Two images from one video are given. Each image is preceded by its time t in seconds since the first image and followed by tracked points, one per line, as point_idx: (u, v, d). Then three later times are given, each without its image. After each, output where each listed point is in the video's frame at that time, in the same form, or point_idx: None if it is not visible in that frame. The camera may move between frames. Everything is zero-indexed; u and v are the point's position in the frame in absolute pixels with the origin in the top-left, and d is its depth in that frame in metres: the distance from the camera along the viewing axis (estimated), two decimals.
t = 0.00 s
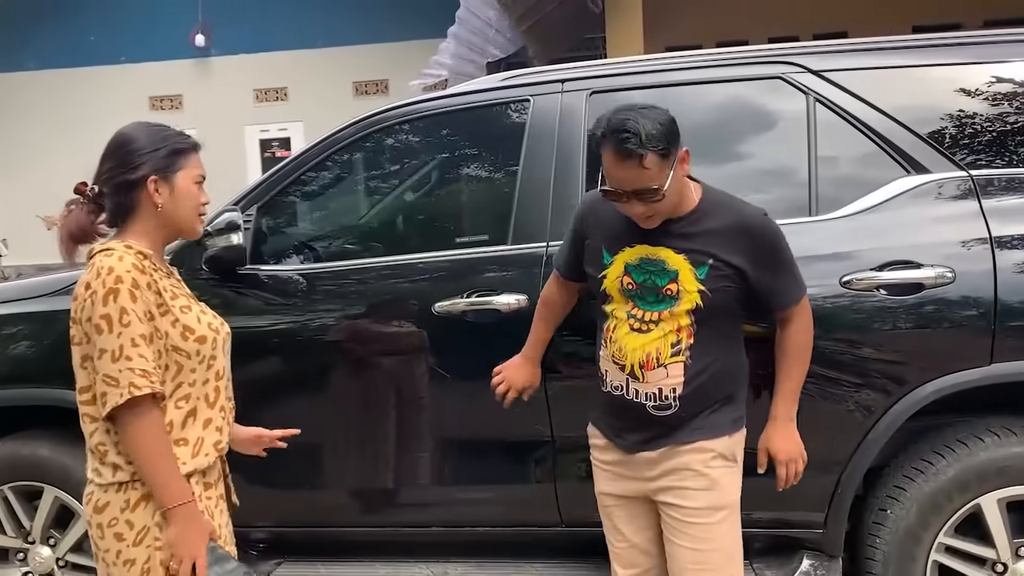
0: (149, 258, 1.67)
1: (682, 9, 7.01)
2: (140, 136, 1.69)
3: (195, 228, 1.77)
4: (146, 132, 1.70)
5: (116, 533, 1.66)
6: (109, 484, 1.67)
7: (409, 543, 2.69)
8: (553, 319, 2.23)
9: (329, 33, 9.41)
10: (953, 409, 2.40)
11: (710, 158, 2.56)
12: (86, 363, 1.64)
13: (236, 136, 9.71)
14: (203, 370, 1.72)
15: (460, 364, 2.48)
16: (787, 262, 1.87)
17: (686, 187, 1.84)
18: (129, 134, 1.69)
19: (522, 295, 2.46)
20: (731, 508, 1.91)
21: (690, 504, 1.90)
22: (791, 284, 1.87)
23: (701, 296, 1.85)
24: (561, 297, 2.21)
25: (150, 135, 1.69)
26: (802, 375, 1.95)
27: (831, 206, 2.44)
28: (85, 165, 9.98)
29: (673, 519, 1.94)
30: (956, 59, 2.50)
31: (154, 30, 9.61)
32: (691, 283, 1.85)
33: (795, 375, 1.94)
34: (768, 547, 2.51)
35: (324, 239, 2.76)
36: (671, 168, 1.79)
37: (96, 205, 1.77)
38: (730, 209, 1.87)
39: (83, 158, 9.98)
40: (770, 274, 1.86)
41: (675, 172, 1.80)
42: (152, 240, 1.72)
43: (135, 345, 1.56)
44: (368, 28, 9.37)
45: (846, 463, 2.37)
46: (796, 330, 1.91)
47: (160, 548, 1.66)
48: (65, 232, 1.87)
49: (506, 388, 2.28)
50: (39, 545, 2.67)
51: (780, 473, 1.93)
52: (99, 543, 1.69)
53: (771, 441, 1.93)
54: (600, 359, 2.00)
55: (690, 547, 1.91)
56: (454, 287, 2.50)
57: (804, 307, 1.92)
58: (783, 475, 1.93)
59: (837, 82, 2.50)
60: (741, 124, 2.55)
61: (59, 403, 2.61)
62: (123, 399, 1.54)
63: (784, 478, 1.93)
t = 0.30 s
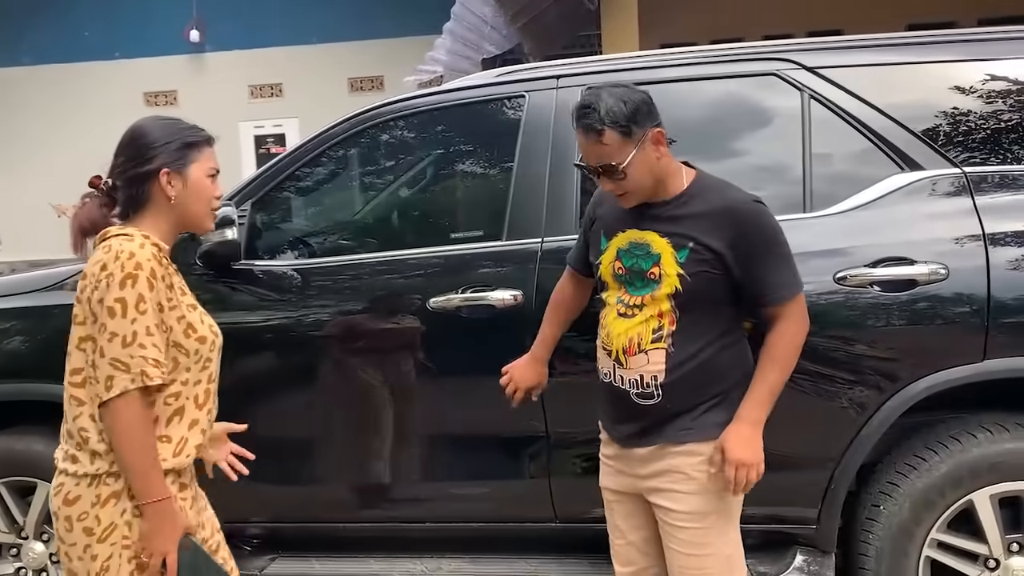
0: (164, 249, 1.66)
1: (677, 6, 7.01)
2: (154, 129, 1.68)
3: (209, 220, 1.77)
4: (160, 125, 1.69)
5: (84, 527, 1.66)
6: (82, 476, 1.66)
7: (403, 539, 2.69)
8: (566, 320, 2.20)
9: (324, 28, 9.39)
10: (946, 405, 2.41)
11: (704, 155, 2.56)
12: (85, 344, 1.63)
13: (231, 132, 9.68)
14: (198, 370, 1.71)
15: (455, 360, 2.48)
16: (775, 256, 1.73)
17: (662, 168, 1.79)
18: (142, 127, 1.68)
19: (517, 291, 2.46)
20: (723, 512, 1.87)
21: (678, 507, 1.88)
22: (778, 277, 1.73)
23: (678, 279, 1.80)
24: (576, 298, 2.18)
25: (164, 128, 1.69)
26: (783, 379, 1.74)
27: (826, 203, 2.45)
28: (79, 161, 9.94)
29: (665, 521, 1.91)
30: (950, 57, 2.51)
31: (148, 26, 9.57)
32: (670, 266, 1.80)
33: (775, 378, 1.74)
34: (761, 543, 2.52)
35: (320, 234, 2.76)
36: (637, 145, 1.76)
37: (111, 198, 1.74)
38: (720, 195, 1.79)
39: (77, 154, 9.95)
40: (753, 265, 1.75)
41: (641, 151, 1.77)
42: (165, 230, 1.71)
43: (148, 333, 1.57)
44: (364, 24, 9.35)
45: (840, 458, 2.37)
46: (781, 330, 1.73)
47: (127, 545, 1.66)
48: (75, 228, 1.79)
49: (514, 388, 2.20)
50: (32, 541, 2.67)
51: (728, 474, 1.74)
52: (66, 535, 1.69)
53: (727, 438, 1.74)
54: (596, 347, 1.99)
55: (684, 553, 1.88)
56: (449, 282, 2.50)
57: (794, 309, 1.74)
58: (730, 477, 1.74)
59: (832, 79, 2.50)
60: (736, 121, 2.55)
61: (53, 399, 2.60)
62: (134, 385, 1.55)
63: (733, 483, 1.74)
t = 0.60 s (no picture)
0: (147, 252, 1.66)
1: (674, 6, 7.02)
2: (141, 130, 1.68)
3: (195, 224, 1.76)
4: (148, 125, 1.69)
5: (96, 529, 1.67)
6: (90, 479, 1.66)
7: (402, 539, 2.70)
8: (570, 328, 2.18)
9: (321, 28, 9.38)
10: (943, 403, 2.42)
11: (701, 154, 2.57)
12: (75, 352, 1.64)
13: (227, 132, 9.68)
14: (195, 369, 1.71)
15: (453, 360, 2.49)
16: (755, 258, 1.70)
17: (635, 170, 1.79)
18: (130, 126, 1.68)
19: (514, 291, 2.47)
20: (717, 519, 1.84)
21: (671, 510, 1.87)
22: (760, 280, 1.70)
23: (660, 281, 1.80)
24: (580, 307, 2.17)
25: (151, 127, 1.69)
26: (766, 387, 1.69)
27: (822, 202, 2.45)
28: (76, 161, 9.93)
29: (658, 522, 1.90)
30: (945, 56, 2.52)
31: (145, 26, 9.56)
32: (654, 268, 1.80)
33: (755, 384, 1.69)
34: (759, 541, 2.52)
35: (317, 235, 2.75)
36: (605, 149, 1.77)
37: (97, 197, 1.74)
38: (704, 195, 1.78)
39: (74, 155, 9.94)
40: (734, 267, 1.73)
41: (611, 154, 1.78)
42: (149, 234, 1.71)
43: (123, 339, 1.56)
44: (360, 24, 9.34)
45: (837, 457, 2.38)
46: (764, 335, 1.69)
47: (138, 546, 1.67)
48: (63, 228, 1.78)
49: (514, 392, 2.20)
50: (30, 542, 2.67)
51: (696, 479, 1.71)
52: (78, 537, 1.69)
53: (700, 443, 1.72)
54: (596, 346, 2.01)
55: (677, 556, 1.87)
56: (447, 282, 2.51)
57: (775, 312, 1.70)
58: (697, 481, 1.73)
59: (828, 78, 2.51)
60: (733, 120, 2.56)
61: (50, 399, 2.60)
62: (106, 393, 1.54)
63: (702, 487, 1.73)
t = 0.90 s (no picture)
0: (141, 250, 1.66)
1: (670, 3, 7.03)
2: (143, 129, 1.68)
3: (189, 224, 1.76)
4: (149, 124, 1.69)
5: (105, 527, 1.66)
6: (97, 478, 1.66)
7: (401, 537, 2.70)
8: (554, 333, 2.22)
9: (317, 27, 9.37)
10: (940, 398, 2.43)
11: (697, 151, 2.56)
12: (75, 354, 1.63)
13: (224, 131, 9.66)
14: (197, 364, 1.71)
15: (450, 357, 2.48)
16: (725, 252, 1.69)
17: (606, 168, 1.81)
18: (130, 124, 1.68)
19: (512, 288, 2.47)
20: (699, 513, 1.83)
21: (654, 507, 1.87)
22: (731, 275, 1.68)
23: (636, 274, 1.80)
24: (566, 311, 2.19)
25: (152, 128, 1.69)
26: (739, 384, 1.69)
27: (819, 199, 2.45)
28: (72, 161, 9.91)
29: (644, 520, 1.90)
30: (941, 52, 2.53)
31: (140, 25, 9.54)
32: (630, 261, 1.81)
33: (728, 381, 1.68)
34: (758, 537, 2.53)
35: (314, 233, 2.74)
36: (575, 147, 1.81)
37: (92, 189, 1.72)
38: (678, 190, 1.78)
39: (70, 154, 9.92)
40: (705, 261, 1.72)
41: (581, 152, 1.81)
42: (145, 231, 1.70)
43: (123, 337, 1.55)
44: (357, 22, 9.33)
45: (835, 453, 2.39)
46: (735, 331, 1.68)
47: (147, 544, 1.66)
48: (53, 215, 1.76)
49: (502, 398, 2.23)
50: (28, 542, 2.67)
51: (670, 475, 1.73)
52: (87, 536, 1.69)
53: (676, 439, 1.73)
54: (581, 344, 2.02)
55: (663, 552, 1.87)
56: (444, 280, 2.51)
57: (747, 307, 1.68)
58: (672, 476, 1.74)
59: (825, 75, 2.51)
60: (730, 117, 2.56)
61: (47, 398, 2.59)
62: (111, 391, 1.54)
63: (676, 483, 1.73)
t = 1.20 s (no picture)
0: (142, 249, 1.66)
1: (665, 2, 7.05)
2: (143, 127, 1.68)
3: (186, 222, 1.76)
4: (149, 122, 1.69)
5: (106, 524, 1.67)
6: (99, 475, 1.66)
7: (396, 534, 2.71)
8: (530, 329, 2.23)
9: (311, 25, 9.36)
10: (931, 395, 2.44)
11: (692, 149, 2.57)
12: (76, 352, 1.63)
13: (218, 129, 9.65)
14: (197, 362, 1.72)
15: (445, 355, 2.49)
16: (685, 246, 1.70)
17: (577, 163, 1.83)
18: (130, 123, 1.68)
19: (507, 286, 2.48)
20: (676, 507, 1.83)
21: (631, 501, 1.88)
22: (691, 268, 1.69)
23: (602, 267, 1.82)
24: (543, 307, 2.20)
25: (151, 126, 1.69)
26: (692, 376, 1.68)
27: (811, 197, 2.47)
28: (65, 159, 9.88)
29: (622, 514, 1.91)
30: (933, 51, 2.54)
31: (134, 23, 9.51)
32: (597, 255, 1.83)
33: (680, 370, 1.68)
34: (751, 533, 2.54)
35: (309, 231, 2.75)
36: (547, 141, 1.82)
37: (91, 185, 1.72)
38: (645, 186, 1.79)
39: (63, 152, 9.89)
40: (665, 255, 1.72)
41: (553, 146, 1.82)
42: (143, 228, 1.70)
43: (126, 335, 1.56)
44: (352, 20, 9.32)
45: (827, 449, 2.40)
46: (691, 323, 1.68)
47: (149, 540, 1.66)
48: (52, 210, 1.76)
49: (479, 393, 2.23)
50: (23, 540, 2.67)
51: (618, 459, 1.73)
52: (88, 534, 1.69)
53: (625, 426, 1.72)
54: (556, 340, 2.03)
55: (642, 546, 1.88)
56: (439, 278, 2.51)
57: (705, 300, 1.68)
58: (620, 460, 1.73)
59: (818, 73, 2.53)
60: (724, 115, 2.57)
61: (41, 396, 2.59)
62: (113, 389, 1.54)
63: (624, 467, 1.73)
